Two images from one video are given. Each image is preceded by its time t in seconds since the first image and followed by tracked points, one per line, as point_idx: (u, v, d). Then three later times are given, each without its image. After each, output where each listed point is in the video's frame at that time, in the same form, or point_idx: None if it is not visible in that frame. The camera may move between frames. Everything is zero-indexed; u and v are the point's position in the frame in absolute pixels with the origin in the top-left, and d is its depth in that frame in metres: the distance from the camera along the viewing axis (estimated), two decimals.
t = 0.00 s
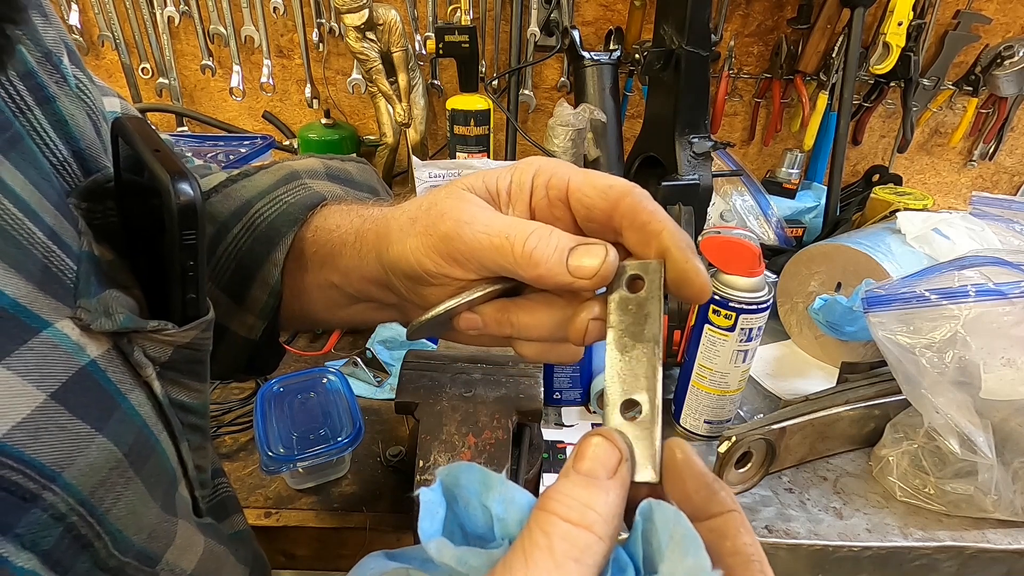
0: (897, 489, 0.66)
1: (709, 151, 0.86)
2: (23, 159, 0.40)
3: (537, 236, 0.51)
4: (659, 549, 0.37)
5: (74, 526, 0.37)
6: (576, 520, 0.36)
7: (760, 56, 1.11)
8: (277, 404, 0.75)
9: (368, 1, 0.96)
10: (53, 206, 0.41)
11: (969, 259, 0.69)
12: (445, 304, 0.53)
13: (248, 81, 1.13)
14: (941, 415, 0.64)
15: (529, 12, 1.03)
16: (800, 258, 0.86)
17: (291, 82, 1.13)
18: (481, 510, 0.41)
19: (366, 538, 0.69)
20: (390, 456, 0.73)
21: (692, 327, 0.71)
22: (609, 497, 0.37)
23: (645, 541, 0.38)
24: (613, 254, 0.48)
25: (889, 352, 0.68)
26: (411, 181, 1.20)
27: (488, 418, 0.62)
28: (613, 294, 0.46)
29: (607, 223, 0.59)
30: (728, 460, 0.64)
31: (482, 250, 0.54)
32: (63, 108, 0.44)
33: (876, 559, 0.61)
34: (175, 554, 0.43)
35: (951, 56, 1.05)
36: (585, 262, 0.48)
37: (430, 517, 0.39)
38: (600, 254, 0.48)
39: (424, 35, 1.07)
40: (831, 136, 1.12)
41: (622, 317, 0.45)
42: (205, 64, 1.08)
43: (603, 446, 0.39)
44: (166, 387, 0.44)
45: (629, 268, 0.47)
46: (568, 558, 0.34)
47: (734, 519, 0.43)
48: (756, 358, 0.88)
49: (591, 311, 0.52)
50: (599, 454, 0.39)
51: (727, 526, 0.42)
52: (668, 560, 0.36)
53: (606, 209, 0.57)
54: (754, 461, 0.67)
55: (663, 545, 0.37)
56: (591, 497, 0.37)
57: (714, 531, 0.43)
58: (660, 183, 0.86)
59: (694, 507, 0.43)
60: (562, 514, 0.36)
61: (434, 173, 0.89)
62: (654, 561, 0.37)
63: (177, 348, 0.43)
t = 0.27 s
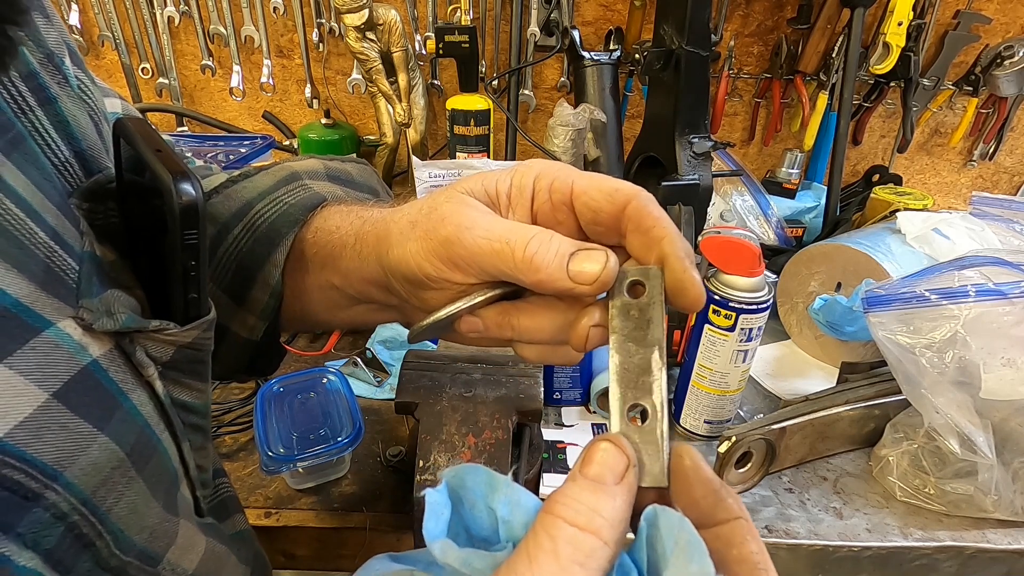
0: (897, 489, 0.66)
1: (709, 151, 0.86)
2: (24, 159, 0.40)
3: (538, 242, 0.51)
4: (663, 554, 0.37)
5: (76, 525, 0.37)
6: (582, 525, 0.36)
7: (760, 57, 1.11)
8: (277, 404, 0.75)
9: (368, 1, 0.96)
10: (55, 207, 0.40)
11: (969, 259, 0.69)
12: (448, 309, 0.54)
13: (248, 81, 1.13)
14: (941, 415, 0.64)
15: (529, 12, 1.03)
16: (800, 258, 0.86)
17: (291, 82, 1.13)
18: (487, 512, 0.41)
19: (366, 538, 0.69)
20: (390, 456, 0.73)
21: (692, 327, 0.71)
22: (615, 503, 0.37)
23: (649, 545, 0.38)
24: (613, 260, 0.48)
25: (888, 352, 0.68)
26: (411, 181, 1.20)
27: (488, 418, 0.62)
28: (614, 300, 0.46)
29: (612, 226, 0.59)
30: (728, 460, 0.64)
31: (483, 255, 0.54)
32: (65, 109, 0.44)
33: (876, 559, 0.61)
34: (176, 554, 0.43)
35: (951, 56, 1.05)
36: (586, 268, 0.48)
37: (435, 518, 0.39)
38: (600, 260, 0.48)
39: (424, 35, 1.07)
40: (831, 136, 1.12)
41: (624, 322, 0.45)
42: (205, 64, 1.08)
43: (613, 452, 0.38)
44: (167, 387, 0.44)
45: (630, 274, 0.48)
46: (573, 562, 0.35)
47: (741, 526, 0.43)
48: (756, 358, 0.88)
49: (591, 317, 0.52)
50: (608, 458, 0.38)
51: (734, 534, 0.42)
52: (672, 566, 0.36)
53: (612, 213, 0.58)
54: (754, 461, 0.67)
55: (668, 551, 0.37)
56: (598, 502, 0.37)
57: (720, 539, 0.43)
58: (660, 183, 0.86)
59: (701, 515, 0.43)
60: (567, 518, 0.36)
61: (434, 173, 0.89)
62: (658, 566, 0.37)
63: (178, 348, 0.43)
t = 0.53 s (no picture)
0: (897, 489, 0.66)
1: (709, 151, 0.86)
2: (23, 159, 0.40)
3: (542, 239, 0.51)
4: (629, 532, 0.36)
5: (74, 523, 0.37)
6: (537, 494, 0.37)
7: (760, 57, 1.11)
8: (277, 404, 0.75)
9: (368, 1, 0.96)
10: (55, 206, 0.41)
11: (969, 259, 0.69)
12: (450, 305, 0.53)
13: (248, 81, 1.13)
14: (942, 415, 0.64)
15: (529, 13, 1.03)
16: (800, 258, 0.86)
17: (291, 82, 1.13)
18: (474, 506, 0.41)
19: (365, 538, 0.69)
20: (390, 456, 0.73)
21: (692, 327, 0.71)
22: (575, 478, 0.38)
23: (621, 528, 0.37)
24: (614, 258, 0.49)
25: (889, 352, 0.68)
26: (411, 181, 1.20)
27: (488, 418, 0.62)
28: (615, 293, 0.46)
29: (614, 222, 0.59)
30: (728, 460, 0.64)
31: (487, 252, 0.54)
32: (64, 109, 0.44)
33: (876, 559, 0.61)
34: (175, 552, 0.43)
35: (951, 56, 1.05)
36: (588, 264, 0.49)
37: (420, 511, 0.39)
38: (602, 257, 0.49)
39: (424, 35, 1.07)
40: (831, 136, 1.12)
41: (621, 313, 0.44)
42: (205, 64, 1.08)
43: (581, 433, 0.40)
44: (165, 386, 0.44)
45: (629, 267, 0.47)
46: (525, 528, 0.36)
47: (720, 497, 0.39)
48: (756, 358, 0.88)
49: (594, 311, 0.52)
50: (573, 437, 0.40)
51: (711, 502, 0.39)
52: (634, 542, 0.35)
53: (614, 208, 0.58)
54: (754, 461, 0.67)
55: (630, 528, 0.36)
56: (558, 475, 0.38)
57: (698, 509, 0.39)
58: (660, 183, 0.86)
59: (683, 490, 0.41)
60: (526, 487, 0.38)
61: (434, 173, 0.89)
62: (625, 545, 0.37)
63: (177, 347, 0.43)
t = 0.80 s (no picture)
0: (897, 489, 0.66)
1: (709, 151, 0.86)
2: (22, 159, 0.40)
3: (537, 241, 0.51)
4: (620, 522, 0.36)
5: (74, 520, 0.37)
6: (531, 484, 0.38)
7: (760, 57, 1.11)
8: (277, 404, 0.75)
9: (368, 1, 0.96)
10: (53, 206, 0.41)
11: (970, 259, 0.69)
12: (446, 304, 0.53)
13: (248, 81, 1.13)
14: (941, 415, 0.64)
15: (529, 13, 1.03)
16: (800, 258, 0.86)
17: (291, 82, 1.13)
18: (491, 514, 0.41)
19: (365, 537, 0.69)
20: (390, 455, 0.73)
21: (692, 327, 0.71)
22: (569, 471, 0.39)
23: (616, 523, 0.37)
24: (607, 257, 0.49)
25: (889, 352, 0.68)
26: (411, 181, 1.20)
27: (488, 417, 0.62)
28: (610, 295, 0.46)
29: (610, 220, 0.59)
30: (728, 460, 0.64)
31: (483, 254, 0.54)
32: (62, 109, 0.44)
33: (876, 559, 0.61)
34: (175, 549, 0.43)
35: (951, 55, 1.05)
36: (583, 264, 0.49)
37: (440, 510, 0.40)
38: (596, 256, 0.49)
39: (424, 35, 1.07)
40: (831, 136, 1.12)
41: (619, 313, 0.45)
42: (204, 64, 1.08)
43: (583, 432, 0.41)
44: (165, 384, 0.44)
45: (624, 267, 0.47)
46: (519, 516, 0.36)
47: (707, 486, 0.38)
48: (756, 358, 0.88)
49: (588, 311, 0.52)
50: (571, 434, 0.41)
51: (697, 492, 0.38)
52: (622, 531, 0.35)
53: (610, 207, 0.58)
54: (754, 461, 0.67)
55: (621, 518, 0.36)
56: (556, 469, 0.39)
57: (686, 499, 0.38)
58: (660, 183, 0.86)
59: (674, 481, 0.39)
60: (522, 480, 0.39)
61: (434, 173, 0.89)
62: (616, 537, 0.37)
63: (176, 346, 0.43)
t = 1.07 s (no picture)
0: (897, 489, 0.66)
1: (709, 151, 0.86)
2: (23, 159, 0.40)
3: (535, 239, 0.52)
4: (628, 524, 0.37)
5: (77, 519, 0.37)
6: (539, 485, 0.37)
7: (760, 57, 1.11)
8: (277, 404, 0.75)
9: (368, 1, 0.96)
10: (54, 206, 0.41)
11: (970, 259, 0.69)
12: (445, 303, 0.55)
13: (248, 81, 1.13)
14: (941, 415, 0.64)
15: (529, 12, 1.03)
16: (800, 258, 0.86)
17: (291, 82, 1.13)
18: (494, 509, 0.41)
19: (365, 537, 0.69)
20: (390, 455, 0.73)
21: (692, 327, 0.71)
22: (576, 469, 0.38)
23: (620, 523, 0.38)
24: (603, 253, 0.49)
25: (889, 352, 0.68)
26: (411, 181, 1.20)
27: (488, 417, 0.62)
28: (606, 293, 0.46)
29: (609, 221, 0.59)
30: (728, 460, 0.64)
31: (481, 253, 0.55)
32: (63, 110, 0.44)
33: (875, 559, 0.61)
34: (177, 548, 0.43)
35: (951, 55, 1.05)
36: (580, 262, 0.49)
37: (446, 506, 0.40)
38: (594, 254, 0.49)
39: (424, 35, 1.07)
40: (831, 136, 1.12)
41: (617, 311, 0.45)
42: (204, 64, 1.08)
43: (588, 431, 0.41)
44: (165, 384, 0.44)
45: (623, 267, 0.48)
46: (526, 517, 0.36)
47: (711, 489, 0.38)
48: (756, 358, 0.88)
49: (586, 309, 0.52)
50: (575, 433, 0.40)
51: (701, 494, 0.38)
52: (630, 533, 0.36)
53: (609, 207, 0.58)
54: (755, 461, 0.67)
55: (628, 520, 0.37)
56: (562, 469, 0.38)
57: (688, 500, 0.38)
58: (660, 183, 0.86)
59: (675, 483, 0.39)
60: (529, 480, 0.38)
61: (434, 173, 0.89)
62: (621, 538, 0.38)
63: (177, 346, 0.43)
